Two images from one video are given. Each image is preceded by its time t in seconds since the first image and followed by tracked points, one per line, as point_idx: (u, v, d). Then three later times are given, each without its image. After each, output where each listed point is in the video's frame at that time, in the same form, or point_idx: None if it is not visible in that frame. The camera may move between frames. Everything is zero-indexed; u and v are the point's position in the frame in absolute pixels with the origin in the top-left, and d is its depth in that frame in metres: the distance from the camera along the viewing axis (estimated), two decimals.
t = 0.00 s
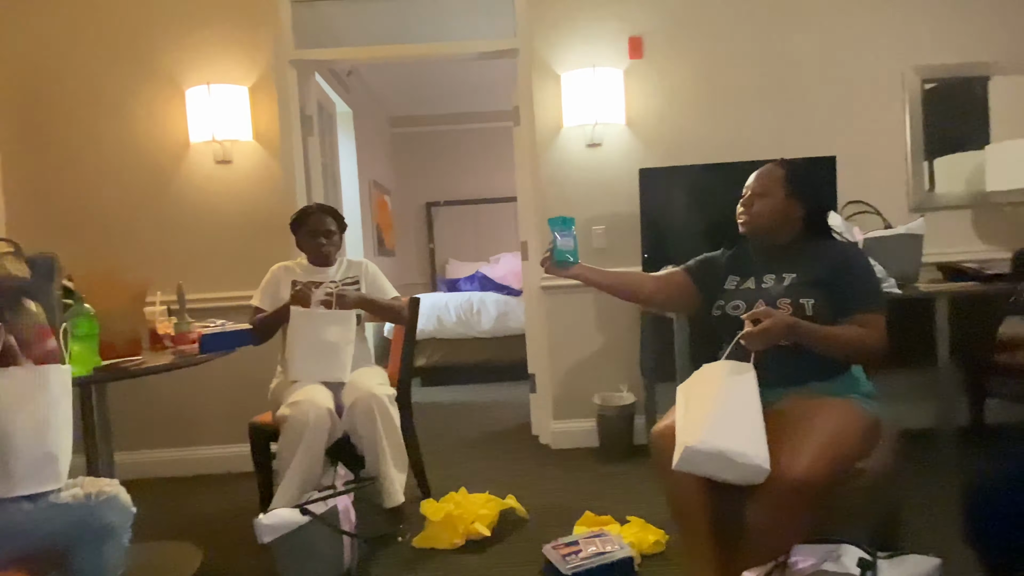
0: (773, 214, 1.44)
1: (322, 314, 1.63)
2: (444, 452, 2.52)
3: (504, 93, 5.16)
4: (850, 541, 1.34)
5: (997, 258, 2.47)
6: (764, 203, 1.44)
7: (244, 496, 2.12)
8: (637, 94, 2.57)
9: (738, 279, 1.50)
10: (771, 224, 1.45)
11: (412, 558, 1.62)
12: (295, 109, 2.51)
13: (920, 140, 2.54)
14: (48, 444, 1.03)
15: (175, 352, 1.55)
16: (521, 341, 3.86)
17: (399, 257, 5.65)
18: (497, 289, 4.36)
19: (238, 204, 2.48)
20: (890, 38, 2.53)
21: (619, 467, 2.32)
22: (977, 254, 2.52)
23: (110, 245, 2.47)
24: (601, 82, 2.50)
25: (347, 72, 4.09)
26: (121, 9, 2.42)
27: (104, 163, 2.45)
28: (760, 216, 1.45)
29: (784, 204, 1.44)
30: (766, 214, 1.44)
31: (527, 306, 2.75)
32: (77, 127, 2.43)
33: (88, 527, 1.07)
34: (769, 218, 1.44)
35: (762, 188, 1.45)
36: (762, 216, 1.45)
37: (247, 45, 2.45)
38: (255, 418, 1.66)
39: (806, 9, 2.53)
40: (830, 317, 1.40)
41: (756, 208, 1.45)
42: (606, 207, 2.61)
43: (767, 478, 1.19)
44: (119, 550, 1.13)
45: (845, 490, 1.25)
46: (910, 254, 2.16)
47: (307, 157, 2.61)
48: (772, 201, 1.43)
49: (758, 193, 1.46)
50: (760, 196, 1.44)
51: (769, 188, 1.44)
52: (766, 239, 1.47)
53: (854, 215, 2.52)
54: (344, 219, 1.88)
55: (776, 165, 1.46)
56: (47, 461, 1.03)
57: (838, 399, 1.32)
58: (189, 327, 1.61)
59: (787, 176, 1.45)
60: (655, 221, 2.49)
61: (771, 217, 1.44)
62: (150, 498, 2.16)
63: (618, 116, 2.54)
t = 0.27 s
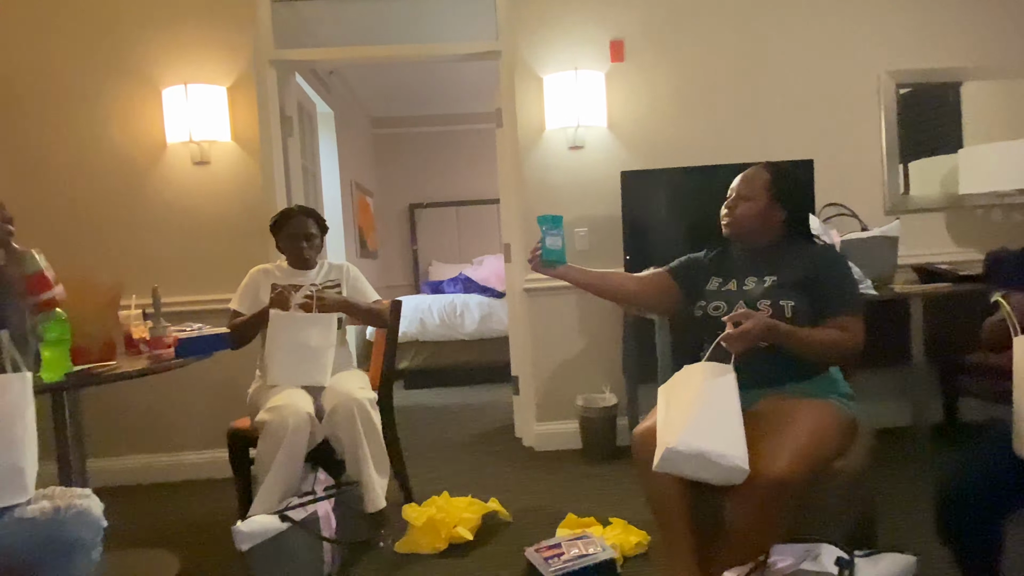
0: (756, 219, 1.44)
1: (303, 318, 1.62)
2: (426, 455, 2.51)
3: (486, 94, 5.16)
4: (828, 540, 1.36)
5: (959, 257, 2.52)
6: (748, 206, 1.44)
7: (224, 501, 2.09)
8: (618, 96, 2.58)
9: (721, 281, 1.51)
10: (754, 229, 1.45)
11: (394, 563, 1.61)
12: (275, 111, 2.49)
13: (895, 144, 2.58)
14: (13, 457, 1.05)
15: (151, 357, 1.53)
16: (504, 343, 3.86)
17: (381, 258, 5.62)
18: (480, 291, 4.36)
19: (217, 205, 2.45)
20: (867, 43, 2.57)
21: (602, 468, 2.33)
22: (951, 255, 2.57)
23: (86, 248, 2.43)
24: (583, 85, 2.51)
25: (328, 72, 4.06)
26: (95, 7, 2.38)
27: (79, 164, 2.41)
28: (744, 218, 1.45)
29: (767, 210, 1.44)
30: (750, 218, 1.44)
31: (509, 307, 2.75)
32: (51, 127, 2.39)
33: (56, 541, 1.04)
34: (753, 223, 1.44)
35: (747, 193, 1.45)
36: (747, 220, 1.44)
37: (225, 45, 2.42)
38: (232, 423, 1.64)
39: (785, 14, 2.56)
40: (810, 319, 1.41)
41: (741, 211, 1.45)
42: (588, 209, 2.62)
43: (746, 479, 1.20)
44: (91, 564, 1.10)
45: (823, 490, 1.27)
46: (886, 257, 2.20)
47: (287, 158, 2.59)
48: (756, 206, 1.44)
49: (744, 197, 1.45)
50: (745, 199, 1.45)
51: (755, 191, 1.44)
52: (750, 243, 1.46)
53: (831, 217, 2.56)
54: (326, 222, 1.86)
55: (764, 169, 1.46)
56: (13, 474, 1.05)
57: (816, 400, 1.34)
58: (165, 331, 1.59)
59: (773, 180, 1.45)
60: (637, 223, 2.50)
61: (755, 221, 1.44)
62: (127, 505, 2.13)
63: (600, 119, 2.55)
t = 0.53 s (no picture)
0: (752, 218, 1.47)
1: (281, 322, 1.60)
2: (411, 459, 2.50)
3: (470, 95, 5.15)
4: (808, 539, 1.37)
5: (919, 253, 2.57)
6: (746, 207, 1.47)
7: (205, 508, 2.07)
8: (601, 98, 2.59)
9: (703, 282, 1.52)
10: (754, 228, 1.47)
11: (377, 568, 1.60)
12: (256, 113, 2.47)
13: (874, 146, 2.61)
14: None
15: (128, 362, 1.51)
16: (489, 344, 3.86)
17: (366, 260, 5.59)
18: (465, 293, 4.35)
19: (198, 208, 2.42)
20: (846, 46, 2.60)
21: (587, 469, 2.33)
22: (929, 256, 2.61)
23: (63, 251, 2.39)
24: (567, 87, 2.51)
25: (311, 73, 4.03)
26: (71, 6, 2.34)
27: (55, 165, 2.37)
28: (739, 220, 1.47)
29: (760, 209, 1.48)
30: (748, 218, 1.47)
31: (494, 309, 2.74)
32: (26, 128, 2.35)
33: (29, 552, 1.04)
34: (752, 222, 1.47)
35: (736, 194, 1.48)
36: (746, 219, 1.47)
37: (204, 45, 2.39)
38: (212, 428, 1.62)
39: (766, 17, 2.58)
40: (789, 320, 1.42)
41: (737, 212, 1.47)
42: (572, 210, 2.62)
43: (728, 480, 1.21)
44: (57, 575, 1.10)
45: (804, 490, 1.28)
46: (866, 257, 2.23)
47: (268, 160, 2.56)
48: (753, 206, 1.47)
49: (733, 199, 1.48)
50: (736, 201, 1.47)
51: (747, 193, 1.47)
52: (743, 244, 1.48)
53: (812, 218, 2.58)
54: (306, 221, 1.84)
55: (751, 173, 1.50)
56: None
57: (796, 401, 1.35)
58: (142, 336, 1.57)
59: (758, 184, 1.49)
60: (621, 225, 2.51)
61: (751, 220, 1.47)
62: (106, 512, 2.10)
63: (583, 121, 2.55)
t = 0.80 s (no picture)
0: (737, 219, 1.49)
1: (263, 323, 1.58)
2: (399, 461, 2.49)
3: (457, 96, 5.15)
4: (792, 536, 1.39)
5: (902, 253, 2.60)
6: (731, 208, 1.48)
7: (189, 513, 2.05)
8: (588, 99, 2.60)
9: (687, 283, 1.52)
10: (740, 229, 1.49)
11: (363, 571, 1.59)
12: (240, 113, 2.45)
13: (857, 147, 2.64)
14: None
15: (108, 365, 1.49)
16: (476, 345, 3.86)
17: (352, 261, 5.56)
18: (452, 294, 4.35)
19: (181, 209, 2.40)
20: (829, 48, 2.62)
21: (575, 469, 2.34)
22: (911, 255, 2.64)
23: (42, 253, 2.35)
24: (553, 88, 2.52)
25: (296, 72, 4.01)
26: (50, 4, 2.31)
27: (34, 166, 2.34)
28: (724, 221, 1.48)
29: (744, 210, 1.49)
30: (734, 220, 1.48)
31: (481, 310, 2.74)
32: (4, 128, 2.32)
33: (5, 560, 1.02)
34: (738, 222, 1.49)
35: (721, 196, 1.49)
36: (732, 221, 1.49)
37: (187, 45, 2.37)
38: (196, 432, 1.61)
39: (750, 19, 2.60)
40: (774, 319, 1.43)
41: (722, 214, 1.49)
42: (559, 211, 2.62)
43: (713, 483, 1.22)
44: None
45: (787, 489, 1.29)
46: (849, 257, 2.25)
47: (252, 161, 2.54)
48: (738, 207, 1.49)
49: (717, 201, 1.49)
50: (719, 203, 1.49)
51: (730, 195, 1.49)
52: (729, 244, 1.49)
53: (796, 219, 2.61)
54: (293, 227, 1.82)
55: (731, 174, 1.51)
56: None
57: (780, 399, 1.36)
58: (122, 339, 1.55)
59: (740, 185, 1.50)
60: (607, 225, 2.51)
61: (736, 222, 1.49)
62: (88, 518, 2.07)
63: (570, 122, 2.56)
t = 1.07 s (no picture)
0: (702, 230, 1.49)
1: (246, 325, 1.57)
2: (385, 463, 2.49)
3: (443, 96, 5.14)
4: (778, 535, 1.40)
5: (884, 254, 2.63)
6: (693, 220, 1.50)
7: (172, 518, 2.03)
8: (573, 101, 2.61)
9: (667, 286, 1.52)
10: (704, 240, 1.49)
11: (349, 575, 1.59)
12: (223, 114, 2.43)
13: (839, 149, 2.67)
14: None
15: (87, 369, 1.47)
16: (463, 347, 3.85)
17: (338, 262, 5.54)
18: (439, 295, 4.34)
19: (163, 211, 2.38)
20: (811, 51, 2.65)
21: (561, 470, 2.34)
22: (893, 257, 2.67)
23: (20, 256, 2.32)
24: (539, 89, 2.52)
25: (280, 72, 3.98)
26: (28, 3, 2.27)
27: (12, 167, 2.30)
28: (686, 234, 1.50)
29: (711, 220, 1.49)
30: (698, 231, 1.49)
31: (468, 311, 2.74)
32: None
33: None
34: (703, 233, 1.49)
35: (683, 207, 1.51)
36: (695, 232, 1.50)
37: (169, 45, 2.35)
38: (178, 436, 1.59)
39: (734, 22, 2.62)
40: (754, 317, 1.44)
41: (686, 227, 1.51)
42: (545, 212, 2.63)
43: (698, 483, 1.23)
44: None
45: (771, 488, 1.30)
46: (831, 258, 2.28)
47: (236, 162, 2.52)
48: (702, 218, 1.49)
49: (679, 213, 1.52)
50: (683, 216, 1.51)
51: (693, 207, 1.50)
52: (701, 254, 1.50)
53: (780, 220, 2.63)
54: (277, 229, 1.81)
55: (697, 183, 1.51)
56: None
57: (763, 399, 1.37)
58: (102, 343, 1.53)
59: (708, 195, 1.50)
60: (594, 227, 2.52)
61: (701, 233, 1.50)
62: (68, 525, 2.04)
63: (556, 123, 2.57)
